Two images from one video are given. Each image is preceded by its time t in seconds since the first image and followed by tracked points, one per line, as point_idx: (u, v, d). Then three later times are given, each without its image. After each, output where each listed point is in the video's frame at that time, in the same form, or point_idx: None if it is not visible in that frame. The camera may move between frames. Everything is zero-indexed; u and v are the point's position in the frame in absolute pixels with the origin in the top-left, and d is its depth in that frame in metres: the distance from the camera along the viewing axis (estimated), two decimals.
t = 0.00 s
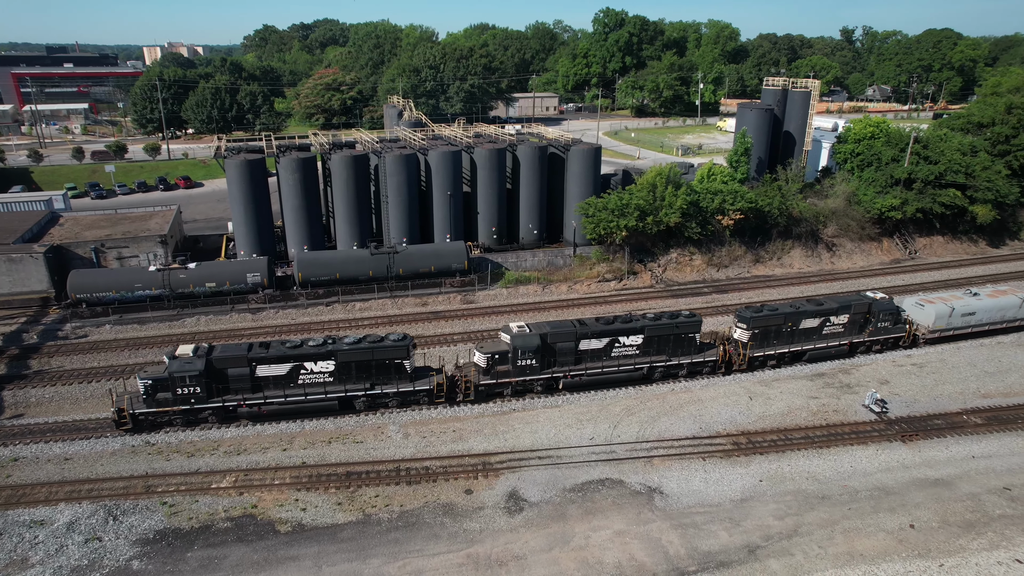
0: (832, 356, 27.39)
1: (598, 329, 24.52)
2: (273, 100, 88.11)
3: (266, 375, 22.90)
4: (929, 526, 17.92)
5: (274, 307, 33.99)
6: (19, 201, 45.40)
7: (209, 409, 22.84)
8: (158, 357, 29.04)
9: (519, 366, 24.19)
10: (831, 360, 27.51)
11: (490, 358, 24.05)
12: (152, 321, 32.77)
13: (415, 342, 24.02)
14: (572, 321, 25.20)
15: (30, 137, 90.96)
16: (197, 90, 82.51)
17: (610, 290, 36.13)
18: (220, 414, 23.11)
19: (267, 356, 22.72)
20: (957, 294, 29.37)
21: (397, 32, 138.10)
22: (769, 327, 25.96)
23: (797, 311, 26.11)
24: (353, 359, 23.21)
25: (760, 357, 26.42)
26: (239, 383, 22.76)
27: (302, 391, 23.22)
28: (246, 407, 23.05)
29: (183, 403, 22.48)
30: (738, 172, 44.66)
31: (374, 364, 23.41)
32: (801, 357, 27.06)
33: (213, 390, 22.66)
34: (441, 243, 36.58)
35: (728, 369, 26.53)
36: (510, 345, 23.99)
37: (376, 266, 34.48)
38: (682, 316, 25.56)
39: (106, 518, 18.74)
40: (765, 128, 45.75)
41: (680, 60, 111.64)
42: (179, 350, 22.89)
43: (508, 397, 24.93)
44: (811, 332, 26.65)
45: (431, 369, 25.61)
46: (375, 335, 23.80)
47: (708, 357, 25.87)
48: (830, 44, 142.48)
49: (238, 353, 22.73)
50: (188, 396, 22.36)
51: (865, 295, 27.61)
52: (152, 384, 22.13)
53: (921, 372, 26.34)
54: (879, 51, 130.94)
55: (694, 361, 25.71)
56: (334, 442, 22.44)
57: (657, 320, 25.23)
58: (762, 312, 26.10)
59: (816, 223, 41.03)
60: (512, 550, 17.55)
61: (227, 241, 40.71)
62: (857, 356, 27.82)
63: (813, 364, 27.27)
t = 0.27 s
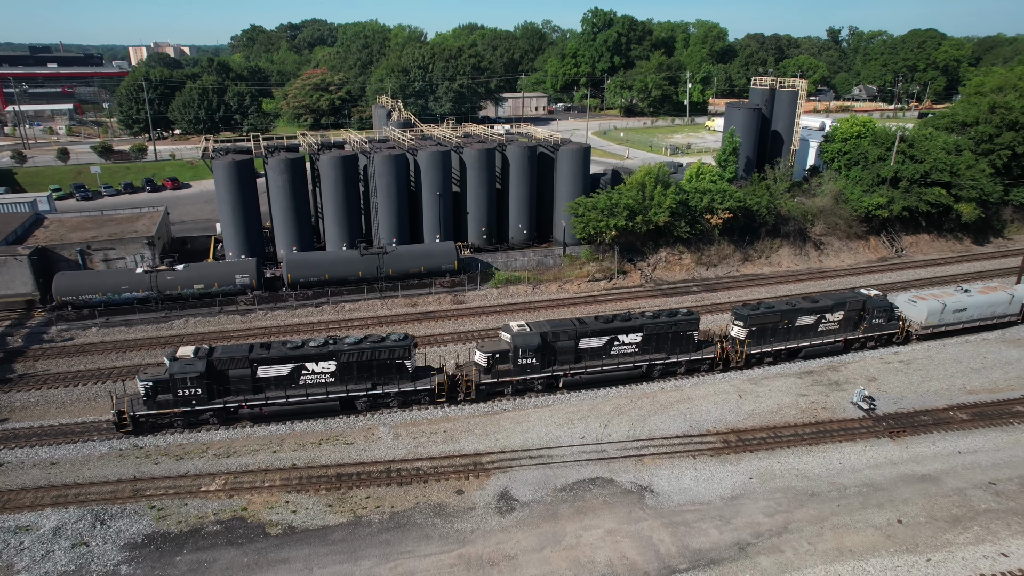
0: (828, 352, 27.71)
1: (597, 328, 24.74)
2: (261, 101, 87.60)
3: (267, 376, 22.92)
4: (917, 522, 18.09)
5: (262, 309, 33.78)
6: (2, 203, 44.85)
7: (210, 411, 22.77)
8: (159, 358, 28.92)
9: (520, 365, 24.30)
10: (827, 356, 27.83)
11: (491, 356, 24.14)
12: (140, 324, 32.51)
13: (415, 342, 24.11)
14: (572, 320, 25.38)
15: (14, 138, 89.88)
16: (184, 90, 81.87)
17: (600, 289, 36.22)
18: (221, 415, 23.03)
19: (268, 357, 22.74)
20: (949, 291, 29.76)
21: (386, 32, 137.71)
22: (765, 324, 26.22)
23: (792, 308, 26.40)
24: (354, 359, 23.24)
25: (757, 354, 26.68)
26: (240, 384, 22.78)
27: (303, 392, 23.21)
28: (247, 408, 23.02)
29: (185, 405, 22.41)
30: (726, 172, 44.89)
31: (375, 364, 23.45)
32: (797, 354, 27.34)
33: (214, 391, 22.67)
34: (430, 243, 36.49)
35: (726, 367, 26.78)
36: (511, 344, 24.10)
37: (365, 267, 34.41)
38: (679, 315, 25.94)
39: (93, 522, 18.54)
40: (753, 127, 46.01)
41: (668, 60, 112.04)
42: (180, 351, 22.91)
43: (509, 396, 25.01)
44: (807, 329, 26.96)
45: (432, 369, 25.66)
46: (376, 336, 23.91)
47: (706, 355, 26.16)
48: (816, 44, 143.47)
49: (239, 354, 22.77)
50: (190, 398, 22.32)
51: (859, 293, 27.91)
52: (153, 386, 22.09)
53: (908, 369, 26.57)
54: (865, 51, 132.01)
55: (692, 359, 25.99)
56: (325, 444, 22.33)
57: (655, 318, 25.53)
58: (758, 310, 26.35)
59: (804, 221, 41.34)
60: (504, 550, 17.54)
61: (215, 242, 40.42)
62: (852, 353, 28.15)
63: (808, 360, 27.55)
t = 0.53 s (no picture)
0: (823, 349, 28.02)
1: (596, 326, 24.86)
2: (248, 101, 87.07)
3: (268, 377, 22.78)
4: (905, 517, 18.25)
5: (251, 310, 33.56)
6: None
7: (211, 412, 22.66)
8: (159, 360, 28.70)
9: (521, 363, 24.38)
10: (822, 353, 28.14)
11: (491, 356, 24.19)
12: (126, 326, 32.23)
13: (416, 342, 24.02)
14: (570, 319, 25.48)
15: None
16: (170, 91, 81.21)
17: (590, 288, 36.31)
18: (222, 416, 22.92)
19: (269, 357, 22.58)
20: (940, 287, 30.20)
21: (374, 32, 137.39)
22: (761, 322, 26.46)
23: (788, 305, 26.67)
24: (355, 359, 23.22)
25: (754, 351, 26.89)
26: (241, 385, 22.65)
27: (304, 393, 23.15)
28: (247, 409, 22.92)
29: (186, 406, 22.27)
30: (714, 171, 45.11)
31: (376, 364, 23.43)
32: (793, 351, 27.61)
33: (215, 392, 22.56)
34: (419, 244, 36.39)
35: (723, 364, 26.96)
36: (512, 343, 24.17)
37: (354, 268, 34.29)
38: (677, 313, 26.16)
39: (79, 527, 18.34)
40: (741, 127, 46.27)
41: (656, 60, 112.47)
42: (180, 353, 22.74)
43: (509, 395, 25.08)
44: (802, 326, 27.22)
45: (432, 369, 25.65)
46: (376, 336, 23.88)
47: (703, 352, 26.38)
48: (803, 44, 144.46)
49: (240, 355, 22.63)
50: (190, 399, 22.19)
51: (853, 290, 28.27)
52: (154, 388, 21.92)
53: (895, 366, 26.82)
54: (851, 50, 133.12)
55: (689, 356, 26.19)
56: (315, 445, 22.21)
57: (653, 316, 25.73)
58: (755, 307, 26.53)
59: (792, 220, 41.67)
60: (496, 550, 17.52)
61: (203, 244, 40.10)
62: (847, 349, 28.49)
63: (804, 357, 27.84)
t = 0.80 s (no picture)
0: (819, 346, 28.28)
1: (596, 325, 24.89)
2: (236, 101, 86.55)
3: (271, 377, 22.72)
4: (894, 513, 18.41)
5: (241, 312, 33.34)
6: None
7: (213, 413, 22.54)
8: (160, 361, 28.56)
9: (522, 362, 24.41)
10: (818, 349, 28.39)
11: (492, 355, 24.17)
12: (114, 328, 31.91)
13: (418, 341, 24.08)
14: (571, 317, 25.52)
15: None
16: (157, 91, 80.57)
17: (580, 288, 36.38)
18: (224, 417, 22.80)
19: (271, 358, 22.53)
20: (932, 284, 30.58)
21: (363, 32, 137.03)
22: (758, 319, 26.67)
23: (785, 303, 26.91)
24: (357, 359, 23.15)
25: (751, 348, 27.12)
26: (243, 385, 22.55)
27: (306, 393, 23.07)
28: (250, 409, 22.81)
29: (188, 407, 22.14)
30: (704, 170, 45.30)
31: (378, 363, 23.39)
32: (789, 348, 27.87)
33: (217, 393, 22.43)
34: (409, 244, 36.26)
35: (721, 361, 27.15)
36: (513, 342, 24.20)
37: (344, 269, 34.19)
38: (676, 311, 26.21)
39: (67, 532, 18.14)
40: (730, 126, 46.49)
41: (645, 59, 112.80)
42: (181, 354, 22.58)
43: (511, 393, 25.11)
44: (798, 323, 27.49)
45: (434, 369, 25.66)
46: (378, 336, 23.85)
47: (702, 350, 26.49)
48: (790, 43, 145.32)
49: (242, 355, 22.52)
50: (192, 400, 22.06)
51: (848, 287, 28.63)
52: (155, 389, 21.75)
53: (883, 363, 27.04)
54: (838, 50, 134.05)
55: (689, 353, 26.30)
56: (305, 447, 22.11)
57: (652, 314, 25.77)
58: (752, 305, 26.78)
59: (780, 219, 41.92)
60: (488, 550, 17.51)
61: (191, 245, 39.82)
62: (843, 346, 28.79)
63: (800, 354, 28.12)
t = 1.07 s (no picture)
0: (815, 343, 28.52)
1: (596, 323, 25.00)
2: (224, 102, 85.97)
3: (273, 378, 22.64)
4: (882, 509, 18.56)
5: (230, 313, 33.13)
6: None
7: (215, 414, 22.41)
8: (161, 362, 28.41)
9: (522, 361, 24.48)
10: (814, 346, 28.62)
11: (494, 354, 24.17)
12: (100, 331, 31.58)
13: (419, 340, 24.12)
14: (571, 316, 25.60)
15: None
16: (143, 92, 79.88)
17: (571, 287, 36.43)
18: (225, 418, 22.66)
19: (273, 358, 22.44)
20: (924, 281, 30.91)
21: (352, 32, 136.63)
22: (754, 317, 26.91)
23: (781, 300, 27.16)
24: (359, 359, 23.12)
25: (748, 345, 27.34)
26: (245, 386, 22.44)
27: (308, 393, 23.00)
28: (252, 410, 22.69)
29: (189, 409, 21.99)
30: (693, 169, 45.48)
31: (380, 363, 23.37)
32: (785, 345, 28.12)
33: (219, 394, 22.28)
34: (398, 244, 36.17)
35: (719, 359, 27.32)
36: (513, 341, 24.27)
37: (334, 269, 34.09)
38: (674, 309, 26.33)
39: (54, 537, 17.94)
40: (719, 125, 46.72)
41: (634, 59, 113.12)
42: (182, 355, 22.40)
43: (511, 392, 25.14)
44: (794, 320, 27.74)
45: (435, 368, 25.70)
46: (380, 336, 23.85)
47: (700, 347, 26.65)
48: (778, 43, 146.14)
49: (243, 356, 22.41)
50: (194, 401, 21.91)
51: (843, 285, 28.93)
52: (156, 390, 21.53)
53: (871, 361, 27.26)
54: (825, 50, 135.01)
55: (687, 351, 26.41)
56: (295, 449, 21.98)
57: (650, 312, 25.93)
58: (748, 302, 27.06)
59: (769, 218, 42.17)
60: (479, 550, 17.48)
61: (179, 246, 39.49)
62: (838, 342, 29.07)
63: (796, 350, 28.36)
